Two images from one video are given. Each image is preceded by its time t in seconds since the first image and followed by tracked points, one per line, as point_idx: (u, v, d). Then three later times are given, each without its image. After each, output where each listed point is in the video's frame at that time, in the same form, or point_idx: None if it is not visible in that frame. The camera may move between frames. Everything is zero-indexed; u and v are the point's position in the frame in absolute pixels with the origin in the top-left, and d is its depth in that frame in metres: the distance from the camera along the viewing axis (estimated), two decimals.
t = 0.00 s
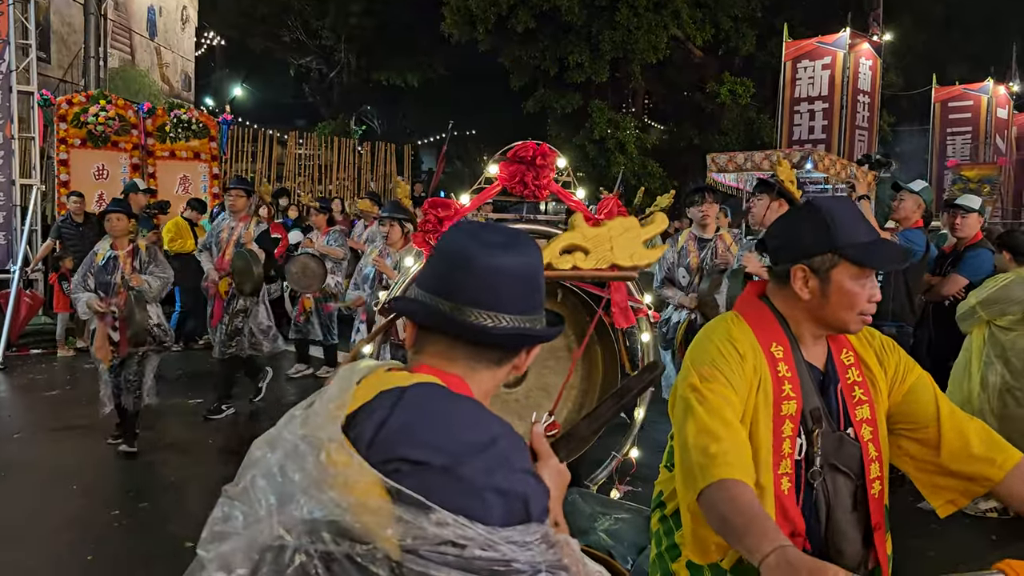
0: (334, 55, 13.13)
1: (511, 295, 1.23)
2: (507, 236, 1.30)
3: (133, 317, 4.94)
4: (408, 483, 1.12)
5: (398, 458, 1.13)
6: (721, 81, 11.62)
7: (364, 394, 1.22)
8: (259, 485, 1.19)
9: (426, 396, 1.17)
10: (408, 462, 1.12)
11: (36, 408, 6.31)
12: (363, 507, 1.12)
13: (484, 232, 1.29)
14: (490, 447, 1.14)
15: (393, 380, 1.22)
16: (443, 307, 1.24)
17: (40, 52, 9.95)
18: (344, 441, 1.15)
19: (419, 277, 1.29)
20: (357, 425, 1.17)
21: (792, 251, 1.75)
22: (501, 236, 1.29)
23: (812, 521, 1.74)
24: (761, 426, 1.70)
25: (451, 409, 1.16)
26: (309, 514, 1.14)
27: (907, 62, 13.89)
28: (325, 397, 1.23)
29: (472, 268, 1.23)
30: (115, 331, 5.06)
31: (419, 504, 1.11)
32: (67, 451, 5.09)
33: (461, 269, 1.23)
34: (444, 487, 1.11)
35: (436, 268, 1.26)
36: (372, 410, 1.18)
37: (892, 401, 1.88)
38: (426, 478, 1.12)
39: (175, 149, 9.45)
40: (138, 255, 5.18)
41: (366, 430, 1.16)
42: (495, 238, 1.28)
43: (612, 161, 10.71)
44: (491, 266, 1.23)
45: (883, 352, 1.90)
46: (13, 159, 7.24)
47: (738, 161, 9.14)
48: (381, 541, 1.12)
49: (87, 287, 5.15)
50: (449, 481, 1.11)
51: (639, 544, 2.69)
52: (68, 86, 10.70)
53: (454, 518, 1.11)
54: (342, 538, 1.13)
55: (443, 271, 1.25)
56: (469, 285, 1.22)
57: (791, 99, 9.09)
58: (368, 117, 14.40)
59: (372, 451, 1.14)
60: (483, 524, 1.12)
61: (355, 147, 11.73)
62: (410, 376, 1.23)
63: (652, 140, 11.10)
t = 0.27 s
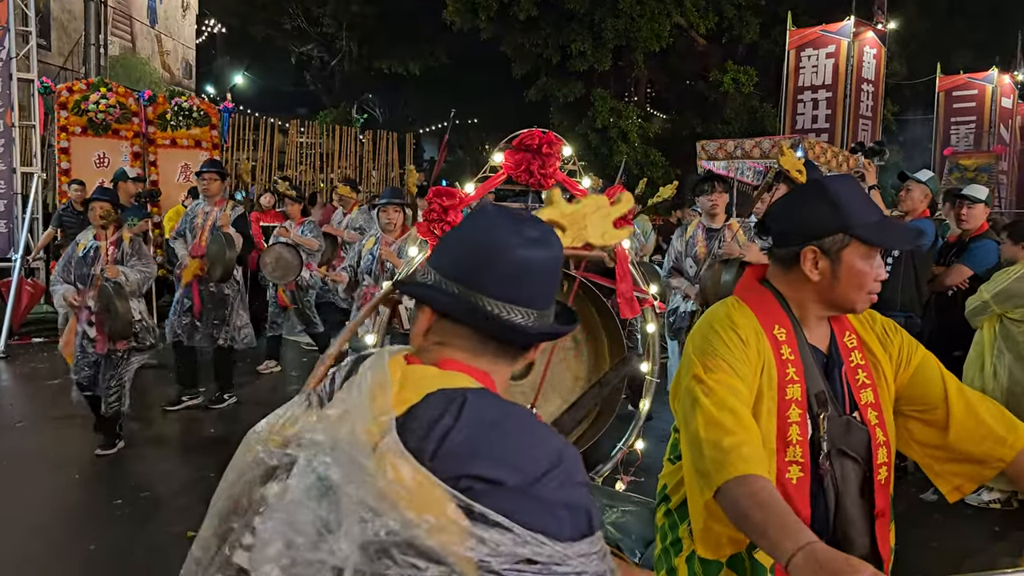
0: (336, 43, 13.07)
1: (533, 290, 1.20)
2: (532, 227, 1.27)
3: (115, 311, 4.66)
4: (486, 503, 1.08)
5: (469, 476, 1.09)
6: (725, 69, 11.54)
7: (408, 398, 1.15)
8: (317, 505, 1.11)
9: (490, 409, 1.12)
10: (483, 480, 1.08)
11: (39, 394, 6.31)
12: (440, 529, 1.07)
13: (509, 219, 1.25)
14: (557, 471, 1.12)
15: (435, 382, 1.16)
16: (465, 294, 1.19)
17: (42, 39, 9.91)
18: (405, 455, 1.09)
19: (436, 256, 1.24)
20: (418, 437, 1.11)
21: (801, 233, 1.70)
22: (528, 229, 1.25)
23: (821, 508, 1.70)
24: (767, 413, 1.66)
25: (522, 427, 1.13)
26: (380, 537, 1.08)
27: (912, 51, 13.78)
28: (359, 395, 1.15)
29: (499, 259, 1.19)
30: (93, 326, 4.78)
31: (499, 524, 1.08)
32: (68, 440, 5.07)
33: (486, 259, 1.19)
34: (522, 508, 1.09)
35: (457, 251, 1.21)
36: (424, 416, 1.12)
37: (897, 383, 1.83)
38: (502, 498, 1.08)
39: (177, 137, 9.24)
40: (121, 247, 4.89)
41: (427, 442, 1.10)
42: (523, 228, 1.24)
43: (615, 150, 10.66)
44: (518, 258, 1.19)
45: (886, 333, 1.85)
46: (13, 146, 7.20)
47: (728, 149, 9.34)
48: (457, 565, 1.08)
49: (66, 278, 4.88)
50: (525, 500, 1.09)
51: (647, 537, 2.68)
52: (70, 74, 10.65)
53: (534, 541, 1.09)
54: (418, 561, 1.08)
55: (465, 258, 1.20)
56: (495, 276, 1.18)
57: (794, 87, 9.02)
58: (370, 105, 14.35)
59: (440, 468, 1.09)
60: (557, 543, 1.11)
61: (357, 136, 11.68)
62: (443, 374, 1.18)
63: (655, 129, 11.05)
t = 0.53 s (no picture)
0: (339, 35, 13.03)
1: (494, 264, 1.13)
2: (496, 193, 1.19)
3: (92, 311, 4.52)
4: (518, 506, 1.07)
5: (496, 478, 1.07)
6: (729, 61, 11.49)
7: (422, 391, 1.07)
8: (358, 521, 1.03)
9: (508, 407, 1.10)
10: (517, 482, 1.07)
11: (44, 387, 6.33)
12: (479, 533, 1.04)
13: (472, 182, 1.17)
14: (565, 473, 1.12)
15: (443, 374, 1.09)
16: (428, 265, 1.11)
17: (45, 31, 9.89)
18: (441, 461, 1.03)
19: (393, 217, 1.14)
20: (449, 438, 1.06)
21: (810, 224, 1.68)
22: (493, 197, 1.17)
23: (827, 504, 1.69)
24: (774, 406, 1.64)
25: (534, 422, 1.11)
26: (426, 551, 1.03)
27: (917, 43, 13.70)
28: (370, 389, 1.03)
29: (469, 232, 1.11)
30: (69, 329, 4.59)
31: (531, 519, 1.07)
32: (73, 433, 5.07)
33: (454, 231, 1.11)
34: (545, 507, 1.09)
35: (420, 217, 1.12)
36: (446, 414, 1.06)
37: (902, 380, 1.82)
38: (531, 499, 1.08)
39: (180, 130, 9.33)
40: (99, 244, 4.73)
41: (452, 440, 1.06)
42: (488, 196, 1.16)
43: (618, 142, 10.63)
44: (485, 232, 1.12)
45: (888, 329, 1.84)
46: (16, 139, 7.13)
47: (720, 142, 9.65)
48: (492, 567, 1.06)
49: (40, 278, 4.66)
50: (547, 499, 1.09)
51: (651, 535, 2.68)
52: (72, 66, 10.63)
53: (556, 539, 1.09)
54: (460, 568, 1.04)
55: (429, 224, 1.12)
56: (462, 251, 1.11)
57: (799, 80, 8.97)
58: (373, 97, 14.31)
59: (474, 470, 1.06)
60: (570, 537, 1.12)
61: (360, 128, 11.66)
62: (441, 364, 1.11)
63: (658, 121, 11.02)
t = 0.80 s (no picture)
0: (341, 30, 13.03)
1: (360, 257, 1.18)
2: (370, 182, 1.22)
3: (66, 314, 4.32)
4: (397, 499, 1.16)
5: (377, 473, 1.16)
6: (732, 55, 11.48)
7: (310, 394, 1.13)
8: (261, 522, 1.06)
9: (384, 409, 1.19)
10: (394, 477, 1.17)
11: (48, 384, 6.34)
12: (365, 524, 1.12)
13: (346, 170, 1.19)
14: (427, 471, 1.21)
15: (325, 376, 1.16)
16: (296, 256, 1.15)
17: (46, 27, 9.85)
18: (333, 459, 1.10)
19: (266, 202, 1.16)
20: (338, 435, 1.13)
21: (796, 214, 1.72)
22: (366, 187, 1.20)
23: (839, 499, 1.67)
24: (789, 398, 1.62)
25: (402, 421, 1.20)
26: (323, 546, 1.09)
27: (920, 36, 13.65)
28: (264, 393, 1.09)
29: (338, 226, 1.15)
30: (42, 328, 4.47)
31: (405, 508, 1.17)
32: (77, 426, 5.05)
33: (325, 224, 1.14)
34: (415, 499, 1.18)
35: (290, 207, 1.14)
36: (334, 418, 1.14)
37: (911, 374, 1.81)
38: (405, 493, 1.17)
39: (182, 125, 9.25)
40: (68, 241, 4.50)
41: (341, 439, 1.14)
42: (361, 187, 1.19)
43: (620, 137, 10.62)
44: (355, 227, 1.16)
45: (896, 322, 1.83)
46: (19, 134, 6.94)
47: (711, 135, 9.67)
48: (374, 556, 1.14)
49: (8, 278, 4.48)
50: (418, 492, 1.19)
51: (655, 532, 2.68)
52: (74, 62, 10.60)
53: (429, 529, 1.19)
54: (349, 556, 1.11)
55: (299, 214, 1.14)
56: (332, 244, 1.15)
57: (802, 74, 8.94)
58: (375, 92, 14.29)
59: (359, 465, 1.14)
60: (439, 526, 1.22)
61: (362, 123, 11.67)
62: (319, 366, 1.18)
63: (661, 116, 11.01)
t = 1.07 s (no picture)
0: (343, 26, 13.01)
1: (233, 227, 1.23)
2: (245, 157, 1.28)
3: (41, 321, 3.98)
4: (267, 470, 1.20)
5: (249, 445, 1.19)
6: (735, 50, 11.46)
7: (187, 365, 1.17)
8: (130, 487, 1.12)
9: (261, 383, 1.22)
10: (267, 450, 1.20)
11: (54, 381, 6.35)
12: (233, 493, 1.17)
13: (220, 145, 1.26)
14: (299, 447, 1.25)
15: (202, 346, 1.20)
16: (167, 228, 1.21)
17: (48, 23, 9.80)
18: (206, 431, 1.14)
19: (141, 179, 1.22)
20: (215, 406, 1.17)
21: (794, 211, 1.73)
22: (240, 162, 1.26)
23: (848, 498, 1.67)
24: (796, 398, 1.62)
25: (279, 393, 1.24)
26: (190, 510, 1.15)
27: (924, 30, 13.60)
28: (144, 363, 1.13)
29: (208, 198, 1.21)
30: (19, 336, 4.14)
31: (278, 483, 1.21)
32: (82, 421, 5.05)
33: (196, 195, 1.20)
34: (288, 470, 1.23)
35: (161, 181, 1.20)
36: (210, 386, 1.18)
37: (916, 368, 1.82)
38: (277, 465, 1.21)
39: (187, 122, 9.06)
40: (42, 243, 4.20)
41: (216, 411, 1.17)
42: (234, 162, 1.25)
43: (624, 132, 10.61)
44: (225, 198, 1.22)
45: (900, 317, 1.84)
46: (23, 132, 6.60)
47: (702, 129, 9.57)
48: (242, 520, 1.20)
49: None
50: (291, 464, 1.23)
51: (659, 527, 2.68)
52: (77, 58, 10.57)
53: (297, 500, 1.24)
54: (217, 520, 1.18)
55: (171, 188, 1.20)
56: (203, 215, 1.21)
57: (806, 69, 8.92)
58: (377, 88, 14.27)
59: (232, 437, 1.17)
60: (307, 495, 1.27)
61: (365, 119, 11.67)
62: (196, 336, 1.21)
63: (664, 111, 10.99)
